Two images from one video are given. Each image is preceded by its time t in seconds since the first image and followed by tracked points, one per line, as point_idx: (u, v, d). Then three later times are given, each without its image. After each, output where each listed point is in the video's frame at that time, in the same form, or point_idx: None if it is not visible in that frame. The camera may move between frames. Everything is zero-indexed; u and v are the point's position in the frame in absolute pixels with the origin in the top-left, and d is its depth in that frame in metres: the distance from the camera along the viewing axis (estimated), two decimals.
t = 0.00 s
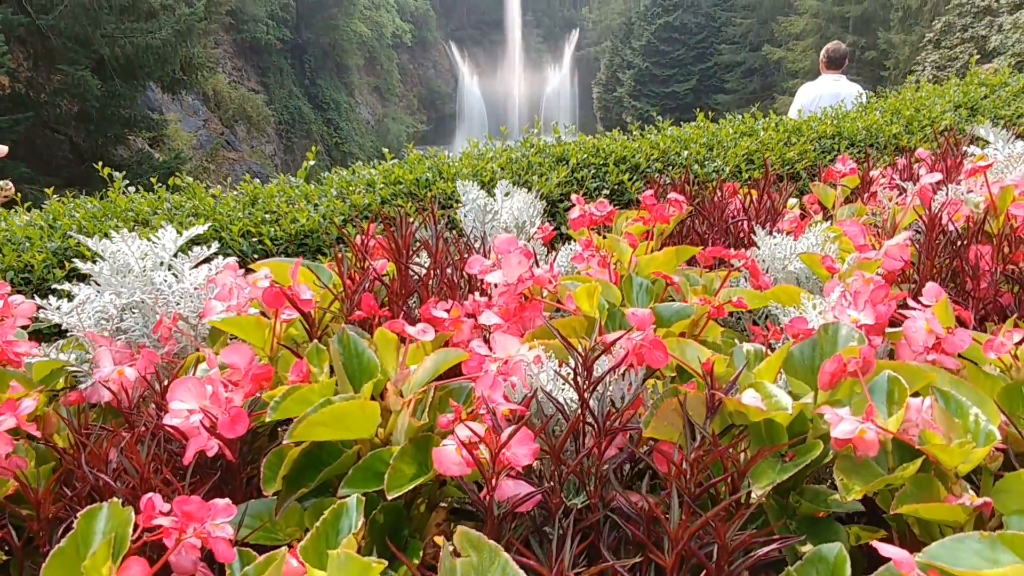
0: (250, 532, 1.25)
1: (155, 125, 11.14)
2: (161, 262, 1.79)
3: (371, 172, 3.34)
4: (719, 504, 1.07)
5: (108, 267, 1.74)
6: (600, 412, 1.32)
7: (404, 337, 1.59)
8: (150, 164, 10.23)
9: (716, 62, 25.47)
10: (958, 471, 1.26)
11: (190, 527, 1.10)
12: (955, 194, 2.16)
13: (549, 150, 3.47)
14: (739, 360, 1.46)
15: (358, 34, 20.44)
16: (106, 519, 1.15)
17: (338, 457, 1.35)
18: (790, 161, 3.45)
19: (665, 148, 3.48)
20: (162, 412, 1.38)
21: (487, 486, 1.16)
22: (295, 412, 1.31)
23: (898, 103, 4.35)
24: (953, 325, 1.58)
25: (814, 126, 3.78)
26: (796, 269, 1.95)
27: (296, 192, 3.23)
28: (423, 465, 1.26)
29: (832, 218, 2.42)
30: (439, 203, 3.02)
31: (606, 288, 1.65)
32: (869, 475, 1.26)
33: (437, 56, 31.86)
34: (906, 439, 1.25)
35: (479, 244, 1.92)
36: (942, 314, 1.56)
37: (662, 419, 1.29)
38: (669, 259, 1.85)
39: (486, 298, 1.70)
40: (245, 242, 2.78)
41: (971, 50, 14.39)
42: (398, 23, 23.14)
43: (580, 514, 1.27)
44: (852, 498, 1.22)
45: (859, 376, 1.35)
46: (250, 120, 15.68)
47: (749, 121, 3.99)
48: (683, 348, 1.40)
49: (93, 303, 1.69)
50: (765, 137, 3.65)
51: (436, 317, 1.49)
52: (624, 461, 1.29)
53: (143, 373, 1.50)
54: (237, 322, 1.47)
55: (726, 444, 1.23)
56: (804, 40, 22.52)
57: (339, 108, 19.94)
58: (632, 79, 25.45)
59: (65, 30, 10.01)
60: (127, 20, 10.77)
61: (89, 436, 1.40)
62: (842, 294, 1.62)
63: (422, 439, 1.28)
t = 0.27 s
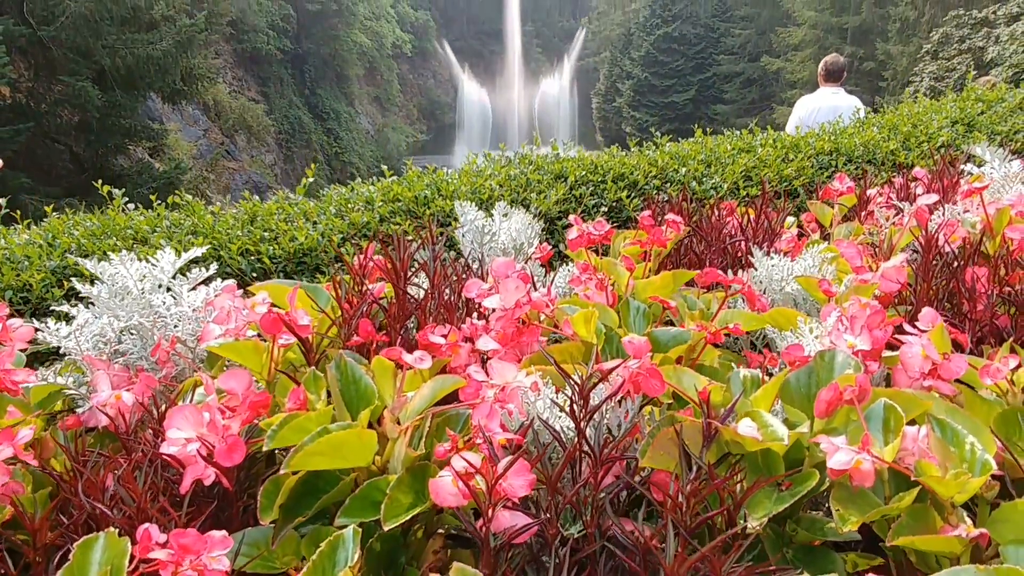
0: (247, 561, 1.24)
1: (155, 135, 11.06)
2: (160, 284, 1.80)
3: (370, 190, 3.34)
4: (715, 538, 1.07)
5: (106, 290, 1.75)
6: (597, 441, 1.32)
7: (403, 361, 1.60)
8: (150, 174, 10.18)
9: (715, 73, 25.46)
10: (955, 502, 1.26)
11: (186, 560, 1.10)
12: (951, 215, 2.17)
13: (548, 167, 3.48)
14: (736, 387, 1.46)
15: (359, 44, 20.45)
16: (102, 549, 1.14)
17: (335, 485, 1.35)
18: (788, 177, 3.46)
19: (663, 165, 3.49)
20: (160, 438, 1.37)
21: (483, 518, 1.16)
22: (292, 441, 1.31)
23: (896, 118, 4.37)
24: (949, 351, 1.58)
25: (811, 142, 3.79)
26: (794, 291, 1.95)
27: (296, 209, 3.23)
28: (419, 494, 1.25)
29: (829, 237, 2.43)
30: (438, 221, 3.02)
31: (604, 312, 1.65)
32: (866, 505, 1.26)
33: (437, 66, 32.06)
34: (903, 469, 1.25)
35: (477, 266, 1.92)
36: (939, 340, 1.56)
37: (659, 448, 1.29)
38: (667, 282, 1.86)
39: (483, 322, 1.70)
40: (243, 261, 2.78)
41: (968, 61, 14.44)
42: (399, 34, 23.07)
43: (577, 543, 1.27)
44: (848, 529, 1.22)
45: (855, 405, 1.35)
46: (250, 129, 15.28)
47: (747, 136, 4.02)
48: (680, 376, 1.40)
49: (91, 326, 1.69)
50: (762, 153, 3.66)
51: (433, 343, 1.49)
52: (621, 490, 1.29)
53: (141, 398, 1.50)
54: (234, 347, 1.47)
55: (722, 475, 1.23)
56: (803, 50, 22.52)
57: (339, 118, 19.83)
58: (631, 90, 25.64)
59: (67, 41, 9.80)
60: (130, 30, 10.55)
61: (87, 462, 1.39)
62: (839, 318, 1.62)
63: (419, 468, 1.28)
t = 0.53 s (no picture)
0: None
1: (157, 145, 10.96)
2: (157, 306, 1.80)
3: (368, 208, 3.34)
4: None
5: (105, 313, 1.75)
6: (593, 471, 1.31)
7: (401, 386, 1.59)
8: (150, 184, 10.14)
9: (714, 83, 25.11)
10: (952, 534, 1.25)
11: None
12: (947, 236, 2.17)
13: (546, 184, 3.48)
14: (732, 415, 1.46)
15: (359, 54, 20.42)
16: None
17: (332, 515, 1.35)
18: (786, 195, 3.47)
19: (661, 183, 3.49)
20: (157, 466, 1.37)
21: (480, 552, 1.16)
22: (288, 470, 1.31)
23: (892, 134, 4.37)
24: (946, 378, 1.58)
25: (809, 159, 3.80)
26: (791, 314, 1.95)
27: (295, 227, 3.22)
28: (415, 526, 1.25)
29: (827, 257, 2.43)
30: (437, 240, 3.04)
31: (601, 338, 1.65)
32: (862, 537, 1.26)
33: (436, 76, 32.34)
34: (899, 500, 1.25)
35: (474, 288, 1.92)
36: (934, 366, 1.56)
37: (654, 480, 1.28)
38: (664, 307, 1.86)
39: (481, 345, 1.70)
40: (243, 280, 2.76)
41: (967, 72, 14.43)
42: (399, 44, 22.98)
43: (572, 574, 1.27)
44: (846, 563, 1.22)
45: (850, 434, 1.35)
46: (250, 139, 15.31)
47: (745, 152, 4.04)
48: (676, 405, 1.41)
49: (90, 349, 1.68)
50: (760, 170, 3.66)
51: (430, 369, 1.49)
52: (618, 521, 1.29)
53: (139, 423, 1.50)
54: (232, 372, 1.48)
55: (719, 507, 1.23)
56: (801, 61, 22.44)
57: (339, 128, 19.87)
58: (629, 100, 25.38)
59: (67, 52, 9.60)
60: (129, 41, 10.45)
61: (84, 490, 1.39)
62: (836, 344, 1.62)
63: (416, 498, 1.28)
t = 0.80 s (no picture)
0: None
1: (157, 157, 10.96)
2: (157, 334, 1.81)
3: (368, 229, 3.34)
4: None
5: (106, 342, 1.75)
6: (591, 508, 1.31)
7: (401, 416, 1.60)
8: (150, 196, 10.08)
9: (714, 94, 24.68)
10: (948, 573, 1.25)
11: None
12: (944, 261, 2.19)
13: (544, 205, 3.48)
14: (729, 449, 1.47)
15: (360, 66, 20.35)
16: None
17: (331, 549, 1.35)
18: (783, 215, 3.50)
19: (660, 203, 3.50)
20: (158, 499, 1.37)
21: None
22: (288, 506, 1.31)
23: (890, 152, 4.39)
24: (943, 411, 1.58)
25: (806, 179, 3.82)
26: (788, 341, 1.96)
27: (295, 248, 3.23)
28: (413, 562, 1.25)
29: (826, 281, 2.44)
30: (436, 262, 3.05)
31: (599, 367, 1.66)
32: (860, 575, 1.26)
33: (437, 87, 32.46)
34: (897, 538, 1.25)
35: (475, 316, 1.92)
36: (932, 398, 1.57)
37: (653, 517, 1.28)
38: (662, 337, 1.87)
39: (480, 374, 1.71)
40: (243, 302, 2.76)
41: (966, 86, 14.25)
42: (399, 55, 22.92)
43: None
44: None
45: (847, 469, 1.36)
46: (251, 150, 15.49)
47: (743, 172, 4.06)
48: (674, 440, 1.41)
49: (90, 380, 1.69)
50: (758, 190, 3.68)
51: (429, 402, 1.49)
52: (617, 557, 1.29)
53: (138, 454, 1.50)
54: (233, 405, 1.48)
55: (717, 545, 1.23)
56: (800, 74, 22.22)
57: (339, 138, 19.95)
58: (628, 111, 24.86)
59: (69, 65, 9.49)
60: (130, 54, 10.33)
61: (84, 524, 1.38)
62: (833, 376, 1.62)
63: (414, 534, 1.28)
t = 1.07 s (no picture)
0: None
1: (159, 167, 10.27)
2: (159, 360, 1.81)
3: (367, 249, 3.33)
4: None
5: (108, 369, 1.74)
6: (592, 542, 1.31)
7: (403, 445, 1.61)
8: (150, 208, 9.44)
9: (713, 107, 23.90)
10: None
11: None
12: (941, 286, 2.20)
13: (544, 225, 3.49)
14: (728, 481, 1.46)
15: (360, 78, 20.22)
16: None
17: None
18: (781, 235, 3.52)
19: (659, 224, 3.50)
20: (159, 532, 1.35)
21: None
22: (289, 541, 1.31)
23: (890, 171, 4.38)
24: (943, 442, 1.58)
25: (806, 199, 3.82)
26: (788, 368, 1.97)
27: (296, 268, 3.23)
28: None
29: (823, 303, 2.46)
30: (437, 283, 3.07)
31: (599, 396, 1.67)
32: None
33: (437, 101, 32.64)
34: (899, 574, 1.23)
35: (476, 344, 1.94)
36: (931, 429, 1.57)
37: (653, 552, 1.27)
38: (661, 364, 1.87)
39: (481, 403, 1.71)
40: (244, 325, 2.76)
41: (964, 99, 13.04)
42: (399, 68, 22.85)
43: None
44: None
45: (847, 503, 1.35)
46: (251, 162, 15.05)
47: (742, 191, 4.07)
48: (673, 475, 1.42)
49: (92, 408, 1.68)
50: (757, 210, 3.70)
51: (430, 433, 1.49)
52: None
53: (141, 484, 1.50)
54: (235, 436, 1.48)
55: None
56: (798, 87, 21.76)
57: (340, 150, 19.95)
58: (627, 124, 23.76)
59: (72, 79, 8.58)
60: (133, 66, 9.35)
61: (86, 556, 1.37)
62: (832, 406, 1.62)
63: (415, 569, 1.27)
